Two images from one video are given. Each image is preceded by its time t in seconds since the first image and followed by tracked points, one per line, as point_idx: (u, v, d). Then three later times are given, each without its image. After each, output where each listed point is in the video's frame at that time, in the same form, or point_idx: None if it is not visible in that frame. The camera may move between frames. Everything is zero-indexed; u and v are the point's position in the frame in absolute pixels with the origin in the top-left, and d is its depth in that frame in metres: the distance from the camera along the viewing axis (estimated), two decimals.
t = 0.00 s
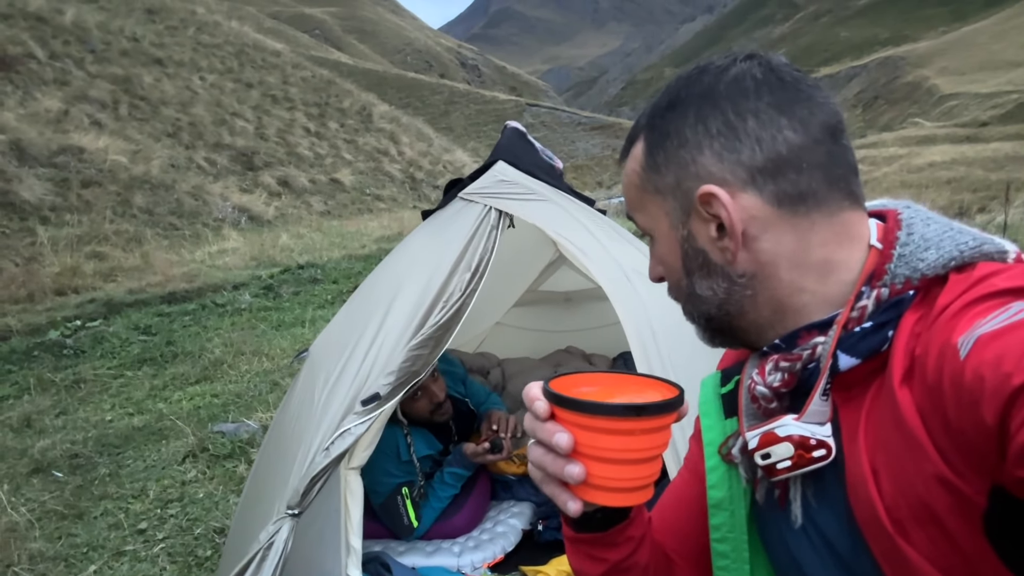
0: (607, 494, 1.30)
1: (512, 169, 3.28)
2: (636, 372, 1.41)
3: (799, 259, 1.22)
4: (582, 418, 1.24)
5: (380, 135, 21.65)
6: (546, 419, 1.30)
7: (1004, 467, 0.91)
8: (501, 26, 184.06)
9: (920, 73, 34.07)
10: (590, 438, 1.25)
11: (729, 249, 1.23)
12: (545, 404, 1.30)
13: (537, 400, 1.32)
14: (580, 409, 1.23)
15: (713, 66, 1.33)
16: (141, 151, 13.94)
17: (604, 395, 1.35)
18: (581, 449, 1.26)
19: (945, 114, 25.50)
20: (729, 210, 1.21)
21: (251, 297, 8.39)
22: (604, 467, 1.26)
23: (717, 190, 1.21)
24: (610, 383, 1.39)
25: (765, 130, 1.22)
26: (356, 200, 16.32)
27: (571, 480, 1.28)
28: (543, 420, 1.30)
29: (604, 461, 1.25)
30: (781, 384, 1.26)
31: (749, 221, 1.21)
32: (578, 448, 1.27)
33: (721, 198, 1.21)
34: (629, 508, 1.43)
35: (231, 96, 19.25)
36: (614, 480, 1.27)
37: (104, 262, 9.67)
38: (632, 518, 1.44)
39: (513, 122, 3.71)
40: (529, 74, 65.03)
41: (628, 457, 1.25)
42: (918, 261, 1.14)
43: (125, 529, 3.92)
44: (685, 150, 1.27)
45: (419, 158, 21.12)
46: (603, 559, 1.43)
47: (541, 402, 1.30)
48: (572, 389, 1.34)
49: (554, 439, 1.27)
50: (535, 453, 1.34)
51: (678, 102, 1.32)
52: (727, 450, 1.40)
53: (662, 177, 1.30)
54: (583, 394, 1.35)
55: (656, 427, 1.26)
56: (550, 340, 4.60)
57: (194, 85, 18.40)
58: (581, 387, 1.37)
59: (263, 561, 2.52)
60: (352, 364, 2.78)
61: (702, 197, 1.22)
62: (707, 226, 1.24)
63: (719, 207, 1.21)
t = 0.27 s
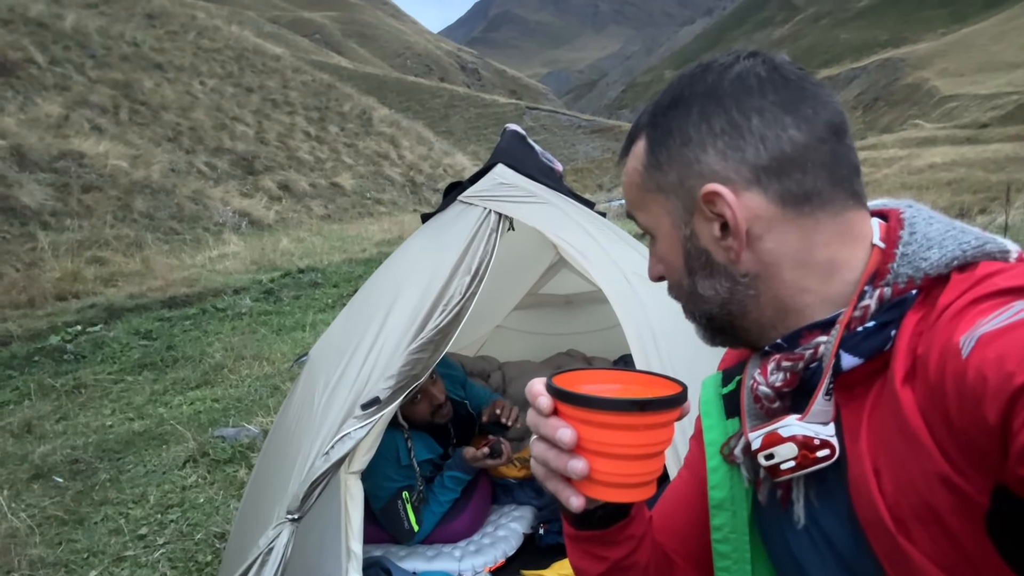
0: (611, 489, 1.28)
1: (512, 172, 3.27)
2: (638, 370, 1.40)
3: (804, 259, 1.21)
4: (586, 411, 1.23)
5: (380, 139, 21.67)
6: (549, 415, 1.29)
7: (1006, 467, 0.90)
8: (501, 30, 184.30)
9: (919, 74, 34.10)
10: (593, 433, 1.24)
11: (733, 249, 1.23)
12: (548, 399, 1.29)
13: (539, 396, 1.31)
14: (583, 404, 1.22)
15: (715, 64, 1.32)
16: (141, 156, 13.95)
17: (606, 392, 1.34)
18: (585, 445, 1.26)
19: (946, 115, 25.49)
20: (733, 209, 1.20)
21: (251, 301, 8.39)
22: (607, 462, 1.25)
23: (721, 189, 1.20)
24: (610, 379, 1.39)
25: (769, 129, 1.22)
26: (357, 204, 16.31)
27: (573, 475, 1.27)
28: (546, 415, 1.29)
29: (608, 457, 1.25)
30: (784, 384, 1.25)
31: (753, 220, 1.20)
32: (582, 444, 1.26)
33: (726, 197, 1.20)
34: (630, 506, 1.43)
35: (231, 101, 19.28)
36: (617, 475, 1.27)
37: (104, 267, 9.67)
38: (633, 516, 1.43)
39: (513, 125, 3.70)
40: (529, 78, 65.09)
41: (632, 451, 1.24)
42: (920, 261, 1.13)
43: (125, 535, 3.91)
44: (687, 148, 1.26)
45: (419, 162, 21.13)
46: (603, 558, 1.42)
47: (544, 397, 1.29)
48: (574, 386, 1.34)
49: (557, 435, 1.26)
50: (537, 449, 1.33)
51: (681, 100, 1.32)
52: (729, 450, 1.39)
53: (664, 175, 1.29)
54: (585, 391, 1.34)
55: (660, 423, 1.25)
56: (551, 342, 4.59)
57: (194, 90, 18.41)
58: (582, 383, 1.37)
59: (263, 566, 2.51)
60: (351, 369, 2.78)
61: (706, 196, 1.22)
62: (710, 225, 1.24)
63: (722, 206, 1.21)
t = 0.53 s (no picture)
0: (613, 493, 1.28)
1: (512, 176, 3.27)
2: (642, 375, 1.40)
3: (806, 261, 1.21)
4: (589, 417, 1.23)
5: (380, 144, 21.69)
6: (552, 420, 1.29)
7: (1010, 470, 0.89)
8: (500, 35, 184.65)
9: (919, 77, 34.17)
10: (596, 438, 1.24)
11: (735, 250, 1.22)
12: (551, 404, 1.29)
13: (543, 401, 1.31)
14: (588, 408, 1.22)
15: (718, 63, 1.32)
16: (142, 162, 13.97)
17: (609, 396, 1.34)
18: (587, 449, 1.25)
19: (945, 118, 25.51)
20: (736, 211, 1.19)
21: (252, 307, 8.39)
22: (611, 466, 1.25)
23: (725, 190, 1.20)
24: (612, 385, 1.39)
25: (772, 130, 1.21)
26: (357, 210, 16.32)
27: (577, 480, 1.27)
28: (549, 421, 1.29)
29: (612, 461, 1.24)
30: (786, 387, 1.25)
31: (756, 221, 1.20)
32: (585, 449, 1.26)
33: (729, 198, 1.20)
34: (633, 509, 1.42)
35: (231, 106, 19.31)
36: (621, 481, 1.26)
37: (104, 272, 9.67)
38: (636, 520, 1.43)
39: (513, 129, 3.70)
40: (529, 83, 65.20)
41: (637, 457, 1.24)
42: (924, 264, 1.13)
43: (126, 541, 3.90)
44: (690, 149, 1.26)
45: (419, 166, 21.15)
46: (606, 561, 1.41)
47: (546, 402, 1.29)
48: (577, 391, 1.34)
49: (560, 440, 1.26)
50: (540, 454, 1.33)
51: (684, 99, 1.31)
52: (733, 453, 1.39)
53: (666, 176, 1.29)
54: (588, 395, 1.34)
55: (663, 428, 1.25)
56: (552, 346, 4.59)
57: (194, 96, 18.45)
58: (586, 388, 1.36)
59: (263, 572, 2.50)
60: (351, 374, 2.77)
61: (709, 197, 1.22)
62: (714, 226, 1.23)
63: (726, 207, 1.20)
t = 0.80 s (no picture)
0: (616, 494, 1.27)
1: (512, 178, 3.27)
2: (643, 375, 1.39)
3: (808, 259, 1.20)
4: (591, 418, 1.22)
5: (383, 148, 21.72)
6: (553, 422, 1.29)
7: (1013, 470, 0.89)
8: (502, 39, 184.92)
9: (921, 80, 34.17)
10: (598, 440, 1.23)
11: (738, 249, 1.22)
12: (552, 406, 1.29)
13: (543, 403, 1.30)
14: (588, 410, 1.22)
15: (709, 66, 1.32)
16: (144, 166, 14.00)
17: (610, 397, 1.34)
18: (589, 452, 1.25)
19: (947, 120, 25.50)
20: (738, 210, 1.19)
21: (254, 310, 8.39)
22: (613, 468, 1.24)
23: (727, 189, 1.20)
24: (613, 385, 1.39)
25: (769, 128, 1.21)
26: (359, 213, 16.33)
27: (579, 481, 1.26)
28: (550, 422, 1.29)
29: (614, 463, 1.24)
30: (788, 386, 1.24)
31: (757, 219, 1.19)
32: (587, 451, 1.25)
33: (730, 197, 1.19)
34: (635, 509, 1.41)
35: (234, 111, 19.36)
36: (623, 482, 1.25)
37: (107, 277, 9.68)
38: (638, 520, 1.42)
39: (513, 132, 3.70)
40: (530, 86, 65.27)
41: (639, 457, 1.23)
42: (926, 262, 1.12)
43: (127, 545, 3.90)
44: (688, 152, 1.26)
45: (421, 170, 21.17)
46: (608, 561, 1.40)
47: (547, 404, 1.29)
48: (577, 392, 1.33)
49: (562, 442, 1.26)
50: (542, 455, 1.33)
51: (679, 103, 1.31)
52: (736, 452, 1.38)
53: (664, 179, 1.28)
54: (589, 396, 1.34)
55: (665, 428, 1.24)
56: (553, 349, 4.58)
57: (196, 100, 18.50)
58: (586, 389, 1.36)
59: None
60: (352, 377, 2.77)
61: (709, 197, 1.21)
62: (715, 226, 1.23)
63: (727, 208, 1.20)
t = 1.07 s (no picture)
0: (618, 495, 1.27)
1: (513, 177, 3.27)
2: (642, 375, 1.39)
3: (808, 257, 1.20)
4: (592, 420, 1.22)
5: (385, 148, 21.74)
6: (555, 423, 1.29)
7: (1013, 467, 0.89)
8: (504, 38, 184.93)
9: (923, 79, 34.17)
10: (600, 441, 1.24)
11: (739, 247, 1.22)
12: (553, 408, 1.28)
13: (544, 404, 1.30)
14: (588, 411, 1.22)
15: (718, 62, 1.32)
16: (147, 167, 14.03)
17: (611, 398, 1.34)
18: (590, 452, 1.25)
19: (949, 119, 25.50)
20: (740, 208, 1.19)
21: (256, 310, 8.40)
22: (614, 469, 1.24)
23: (728, 187, 1.19)
24: (614, 385, 1.38)
25: (772, 125, 1.21)
26: (361, 213, 16.35)
27: (581, 483, 1.26)
28: (552, 424, 1.29)
29: (617, 464, 1.23)
30: (791, 383, 1.24)
31: (758, 218, 1.19)
32: (588, 452, 1.25)
33: (732, 195, 1.19)
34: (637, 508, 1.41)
35: (236, 111, 19.38)
36: (625, 483, 1.25)
37: (110, 277, 9.70)
38: (640, 519, 1.42)
39: (516, 131, 3.70)
40: (533, 86, 65.26)
41: (641, 458, 1.23)
42: (928, 259, 1.12)
43: (130, 544, 3.91)
44: (691, 147, 1.26)
45: (423, 170, 21.19)
46: (610, 562, 1.40)
47: (548, 406, 1.29)
48: (578, 393, 1.33)
49: (564, 443, 1.26)
50: (544, 457, 1.33)
51: (684, 98, 1.31)
52: (738, 451, 1.38)
53: (666, 175, 1.28)
54: (590, 397, 1.34)
55: (667, 429, 1.24)
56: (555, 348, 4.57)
57: (199, 100, 18.52)
58: (587, 389, 1.36)
59: None
60: (354, 376, 2.77)
61: (711, 194, 1.21)
62: (717, 224, 1.23)
63: (729, 205, 1.20)
